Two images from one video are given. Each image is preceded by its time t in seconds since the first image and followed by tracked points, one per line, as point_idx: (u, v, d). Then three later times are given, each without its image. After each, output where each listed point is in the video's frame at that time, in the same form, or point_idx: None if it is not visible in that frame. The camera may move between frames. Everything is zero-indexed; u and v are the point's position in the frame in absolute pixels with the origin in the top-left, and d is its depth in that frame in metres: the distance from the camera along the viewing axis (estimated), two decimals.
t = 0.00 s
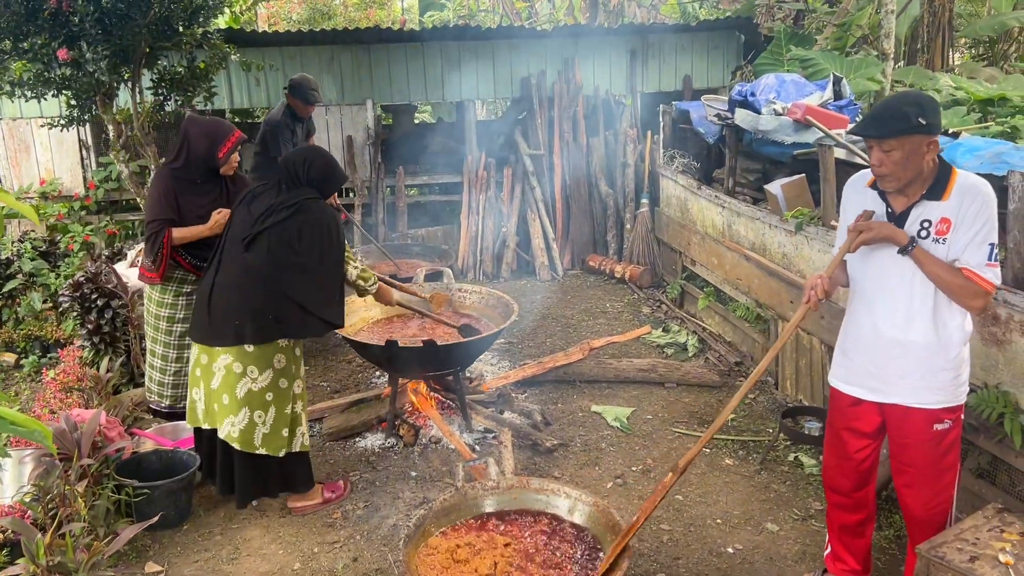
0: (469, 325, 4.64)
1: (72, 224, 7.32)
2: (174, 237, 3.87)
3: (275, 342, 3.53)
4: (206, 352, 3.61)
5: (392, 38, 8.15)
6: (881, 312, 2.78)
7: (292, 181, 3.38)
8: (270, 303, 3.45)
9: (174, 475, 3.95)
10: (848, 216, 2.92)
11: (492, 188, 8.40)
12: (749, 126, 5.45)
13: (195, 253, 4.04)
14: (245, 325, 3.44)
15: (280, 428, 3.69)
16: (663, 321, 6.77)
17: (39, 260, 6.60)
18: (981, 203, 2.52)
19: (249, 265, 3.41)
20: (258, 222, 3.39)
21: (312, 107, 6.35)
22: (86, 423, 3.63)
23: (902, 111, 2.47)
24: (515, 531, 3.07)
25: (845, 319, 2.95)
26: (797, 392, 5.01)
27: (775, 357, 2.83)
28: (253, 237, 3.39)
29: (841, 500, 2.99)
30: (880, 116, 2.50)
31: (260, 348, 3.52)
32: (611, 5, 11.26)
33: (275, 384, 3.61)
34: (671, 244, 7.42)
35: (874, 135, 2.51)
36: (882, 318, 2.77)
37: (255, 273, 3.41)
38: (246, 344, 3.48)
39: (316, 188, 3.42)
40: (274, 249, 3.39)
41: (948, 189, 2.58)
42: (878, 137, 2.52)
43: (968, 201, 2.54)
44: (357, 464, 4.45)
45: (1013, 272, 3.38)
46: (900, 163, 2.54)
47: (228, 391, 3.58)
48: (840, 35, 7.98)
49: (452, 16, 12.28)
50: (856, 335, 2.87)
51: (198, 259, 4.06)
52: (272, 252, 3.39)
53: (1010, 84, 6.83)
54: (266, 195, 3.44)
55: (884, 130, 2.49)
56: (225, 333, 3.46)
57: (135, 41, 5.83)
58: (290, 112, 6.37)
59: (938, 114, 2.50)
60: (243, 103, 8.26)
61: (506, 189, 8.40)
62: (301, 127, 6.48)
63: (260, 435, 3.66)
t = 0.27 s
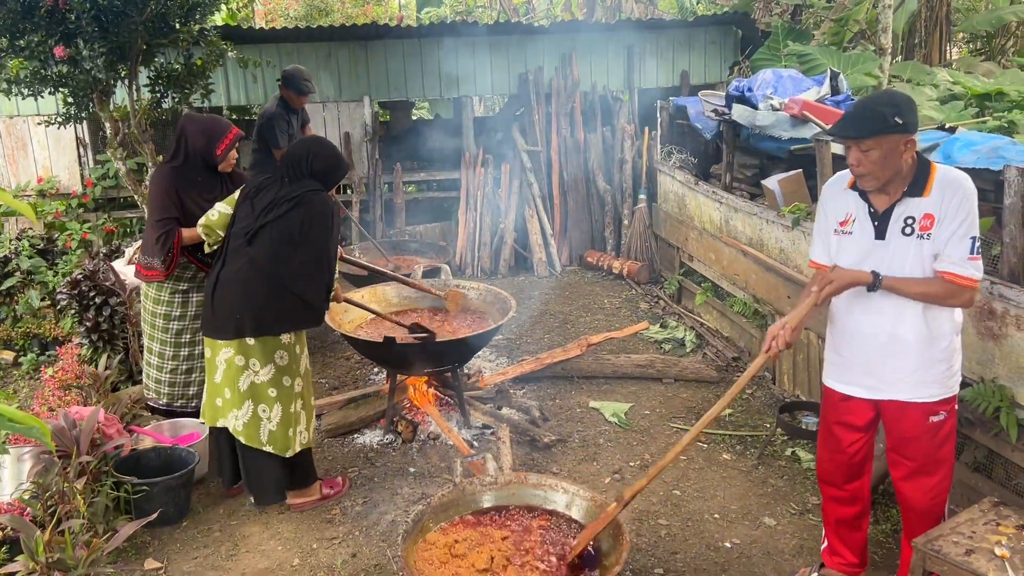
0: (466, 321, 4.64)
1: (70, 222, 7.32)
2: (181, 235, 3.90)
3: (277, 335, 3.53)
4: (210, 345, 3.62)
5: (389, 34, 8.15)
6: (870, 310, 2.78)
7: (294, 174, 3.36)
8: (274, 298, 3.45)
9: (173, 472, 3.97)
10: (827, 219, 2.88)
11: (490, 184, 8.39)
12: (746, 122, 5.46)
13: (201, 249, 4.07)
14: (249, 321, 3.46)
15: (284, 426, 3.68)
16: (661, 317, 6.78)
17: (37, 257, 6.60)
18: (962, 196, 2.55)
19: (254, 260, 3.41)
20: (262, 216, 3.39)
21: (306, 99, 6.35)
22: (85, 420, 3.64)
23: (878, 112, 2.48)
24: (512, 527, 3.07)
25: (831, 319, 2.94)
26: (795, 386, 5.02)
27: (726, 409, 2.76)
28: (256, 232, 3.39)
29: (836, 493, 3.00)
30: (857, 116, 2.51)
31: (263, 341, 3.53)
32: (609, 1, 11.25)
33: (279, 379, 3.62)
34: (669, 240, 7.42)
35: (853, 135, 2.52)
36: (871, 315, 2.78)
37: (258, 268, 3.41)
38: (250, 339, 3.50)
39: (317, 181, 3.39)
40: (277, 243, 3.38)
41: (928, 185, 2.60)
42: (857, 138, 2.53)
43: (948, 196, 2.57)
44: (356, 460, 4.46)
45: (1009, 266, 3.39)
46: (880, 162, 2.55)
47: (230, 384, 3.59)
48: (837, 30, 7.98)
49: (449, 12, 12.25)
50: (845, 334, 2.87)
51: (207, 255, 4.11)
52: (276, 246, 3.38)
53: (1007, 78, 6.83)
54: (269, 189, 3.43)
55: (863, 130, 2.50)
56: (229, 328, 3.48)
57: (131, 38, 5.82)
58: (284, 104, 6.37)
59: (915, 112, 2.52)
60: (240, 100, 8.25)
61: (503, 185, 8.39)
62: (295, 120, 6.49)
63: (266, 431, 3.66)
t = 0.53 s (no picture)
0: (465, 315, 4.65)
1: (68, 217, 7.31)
2: (168, 221, 3.85)
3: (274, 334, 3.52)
4: (210, 340, 3.66)
5: (386, 29, 8.14)
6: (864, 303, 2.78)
7: (309, 176, 3.38)
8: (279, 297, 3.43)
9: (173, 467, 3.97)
10: (815, 218, 2.88)
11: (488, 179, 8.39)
12: (744, 116, 5.46)
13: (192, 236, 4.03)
14: (252, 317, 3.45)
15: (279, 422, 3.68)
16: (660, 311, 6.78)
17: (35, 253, 6.60)
18: (949, 194, 2.55)
19: (260, 257, 3.40)
20: (273, 214, 3.38)
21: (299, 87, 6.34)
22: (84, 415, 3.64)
23: (863, 111, 2.48)
24: (511, 519, 3.08)
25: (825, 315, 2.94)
26: (793, 380, 5.03)
27: (691, 419, 2.65)
28: (265, 229, 3.38)
29: (836, 481, 3.00)
30: (842, 116, 2.50)
31: (261, 338, 3.53)
32: None
33: (274, 376, 3.61)
34: (668, 234, 7.42)
35: (838, 136, 2.52)
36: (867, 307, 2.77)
37: (265, 266, 3.40)
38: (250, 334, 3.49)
39: (331, 185, 3.41)
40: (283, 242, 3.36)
41: (916, 183, 2.60)
42: (841, 138, 2.53)
43: (936, 193, 2.57)
44: (355, 454, 4.46)
45: (1007, 259, 3.39)
46: (865, 161, 2.55)
47: (230, 375, 3.61)
48: (836, 24, 7.98)
49: (447, 7, 12.22)
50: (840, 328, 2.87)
51: (200, 243, 4.07)
52: (283, 245, 3.36)
53: (1005, 72, 6.82)
54: (283, 189, 3.44)
55: (849, 130, 2.49)
56: (232, 321, 3.47)
57: (129, 33, 5.81)
58: (278, 95, 6.36)
59: (899, 110, 2.52)
60: (238, 95, 8.23)
61: (502, 179, 8.38)
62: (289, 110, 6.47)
63: (259, 426, 3.65)
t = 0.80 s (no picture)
0: (465, 310, 4.65)
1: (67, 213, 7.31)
2: (171, 220, 3.88)
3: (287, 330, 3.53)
4: (219, 338, 3.64)
5: (386, 24, 8.13)
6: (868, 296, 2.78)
7: (312, 168, 3.40)
8: (292, 291, 3.46)
9: (173, 462, 3.98)
10: (818, 208, 2.90)
11: (487, 174, 8.39)
12: (743, 110, 5.45)
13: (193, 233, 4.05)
14: (264, 314, 3.45)
15: (292, 408, 3.69)
16: (659, 306, 6.79)
17: (35, 249, 6.60)
18: (952, 195, 2.55)
19: (271, 253, 3.41)
20: (280, 209, 3.39)
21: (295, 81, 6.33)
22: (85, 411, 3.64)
23: (872, 104, 2.48)
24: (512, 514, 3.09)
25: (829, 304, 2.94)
26: (793, 374, 5.04)
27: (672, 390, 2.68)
28: (275, 226, 3.39)
29: (838, 475, 3.01)
30: (850, 109, 2.52)
31: (274, 333, 3.53)
32: None
33: (289, 368, 3.62)
34: (667, 230, 7.42)
35: (844, 128, 2.53)
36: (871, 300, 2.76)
37: (276, 261, 3.41)
38: (262, 331, 3.49)
39: (334, 176, 3.44)
40: (295, 237, 3.39)
41: (921, 180, 2.59)
42: (849, 131, 2.53)
43: (939, 193, 2.57)
44: (355, 449, 4.47)
45: (1007, 253, 3.40)
46: (872, 156, 2.55)
47: (244, 373, 3.61)
48: (835, 18, 7.98)
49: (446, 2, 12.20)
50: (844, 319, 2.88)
51: (198, 241, 4.07)
52: (294, 239, 3.39)
53: (1005, 66, 6.82)
54: (286, 183, 3.44)
55: (854, 123, 2.50)
56: (244, 320, 3.47)
57: (128, 29, 5.80)
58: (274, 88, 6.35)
59: (908, 105, 2.52)
60: (237, 91, 8.22)
61: (501, 175, 8.39)
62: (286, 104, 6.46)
63: (269, 420, 3.65)
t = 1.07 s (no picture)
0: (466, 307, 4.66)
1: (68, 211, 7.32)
2: (191, 226, 3.92)
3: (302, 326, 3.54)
4: (234, 335, 3.62)
5: (387, 20, 8.13)
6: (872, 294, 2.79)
7: (319, 163, 3.38)
8: (304, 288, 3.46)
9: (175, 459, 4.00)
10: (832, 200, 2.92)
11: (488, 170, 8.39)
12: (744, 107, 5.46)
13: (210, 236, 4.10)
14: (278, 312, 3.46)
15: (311, 413, 3.72)
16: (659, 302, 6.80)
17: (36, 247, 6.61)
18: (966, 189, 2.53)
19: (283, 251, 3.40)
20: (289, 206, 3.37)
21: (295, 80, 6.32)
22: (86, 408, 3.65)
23: (884, 94, 2.48)
24: (513, 511, 3.09)
25: (834, 297, 2.95)
26: (793, 370, 5.05)
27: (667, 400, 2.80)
28: (285, 222, 3.38)
29: (834, 473, 3.02)
30: (864, 98, 2.51)
31: (288, 331, 3.56)
32: None
33: (303, 367, 3.66)
34: (668, 226, 7.42)
35: (858, 117, 2.52)
36: (875, 297, 2.78)
37: (288, 258, 3.42)
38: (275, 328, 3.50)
39: (341, 170, 3.42)
40: (306, 232, 3.38)
41: (933, 173, 2.58)
42: (862, 120, 2.53)
43: (952, 186, 2.56)
44: (357, 446, 4.49)
45: (1006, 250, 3.40)
46: (885, 146, 2.55)
47: (258, 371, 3.60)
48: (836, 14, 7.98)
49: None
50: (844, 314, 2.89)
51: (216, 242, 4.12)
52: (305, 236, 3.38)
53: (1005, 62, 6.82)
54: (293, 179, 3.42)
55: (867, 112, 2.50)
56: (257, 318, 3.48)
57: (128, 26, 5.80)
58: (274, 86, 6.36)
59: (921, 96, 2.51)
60: (238, 88, 8.22)
61: (502, 171, 8.38)
62: (286, 101, 6.47)
63: (294, 420, 3.67)
